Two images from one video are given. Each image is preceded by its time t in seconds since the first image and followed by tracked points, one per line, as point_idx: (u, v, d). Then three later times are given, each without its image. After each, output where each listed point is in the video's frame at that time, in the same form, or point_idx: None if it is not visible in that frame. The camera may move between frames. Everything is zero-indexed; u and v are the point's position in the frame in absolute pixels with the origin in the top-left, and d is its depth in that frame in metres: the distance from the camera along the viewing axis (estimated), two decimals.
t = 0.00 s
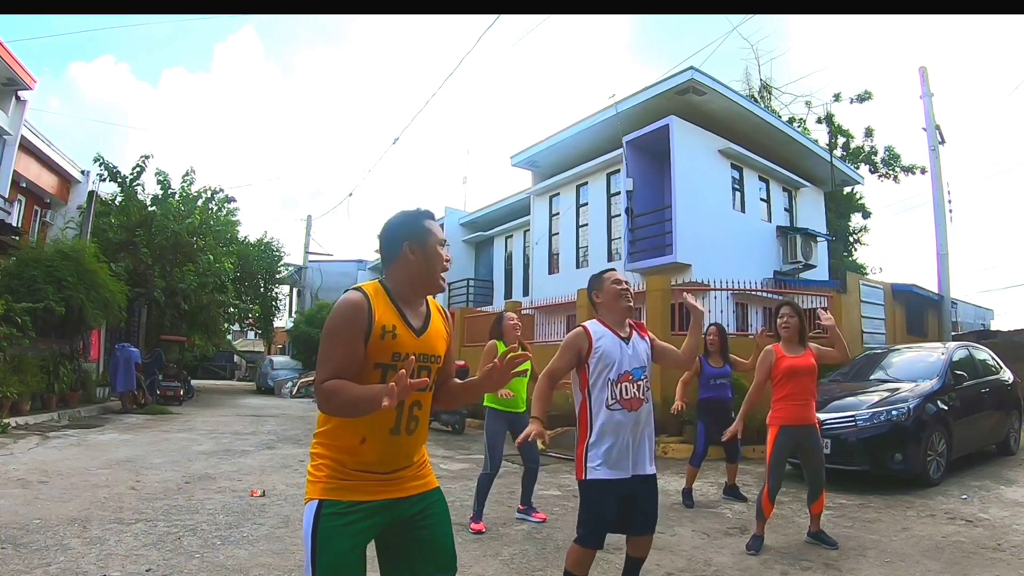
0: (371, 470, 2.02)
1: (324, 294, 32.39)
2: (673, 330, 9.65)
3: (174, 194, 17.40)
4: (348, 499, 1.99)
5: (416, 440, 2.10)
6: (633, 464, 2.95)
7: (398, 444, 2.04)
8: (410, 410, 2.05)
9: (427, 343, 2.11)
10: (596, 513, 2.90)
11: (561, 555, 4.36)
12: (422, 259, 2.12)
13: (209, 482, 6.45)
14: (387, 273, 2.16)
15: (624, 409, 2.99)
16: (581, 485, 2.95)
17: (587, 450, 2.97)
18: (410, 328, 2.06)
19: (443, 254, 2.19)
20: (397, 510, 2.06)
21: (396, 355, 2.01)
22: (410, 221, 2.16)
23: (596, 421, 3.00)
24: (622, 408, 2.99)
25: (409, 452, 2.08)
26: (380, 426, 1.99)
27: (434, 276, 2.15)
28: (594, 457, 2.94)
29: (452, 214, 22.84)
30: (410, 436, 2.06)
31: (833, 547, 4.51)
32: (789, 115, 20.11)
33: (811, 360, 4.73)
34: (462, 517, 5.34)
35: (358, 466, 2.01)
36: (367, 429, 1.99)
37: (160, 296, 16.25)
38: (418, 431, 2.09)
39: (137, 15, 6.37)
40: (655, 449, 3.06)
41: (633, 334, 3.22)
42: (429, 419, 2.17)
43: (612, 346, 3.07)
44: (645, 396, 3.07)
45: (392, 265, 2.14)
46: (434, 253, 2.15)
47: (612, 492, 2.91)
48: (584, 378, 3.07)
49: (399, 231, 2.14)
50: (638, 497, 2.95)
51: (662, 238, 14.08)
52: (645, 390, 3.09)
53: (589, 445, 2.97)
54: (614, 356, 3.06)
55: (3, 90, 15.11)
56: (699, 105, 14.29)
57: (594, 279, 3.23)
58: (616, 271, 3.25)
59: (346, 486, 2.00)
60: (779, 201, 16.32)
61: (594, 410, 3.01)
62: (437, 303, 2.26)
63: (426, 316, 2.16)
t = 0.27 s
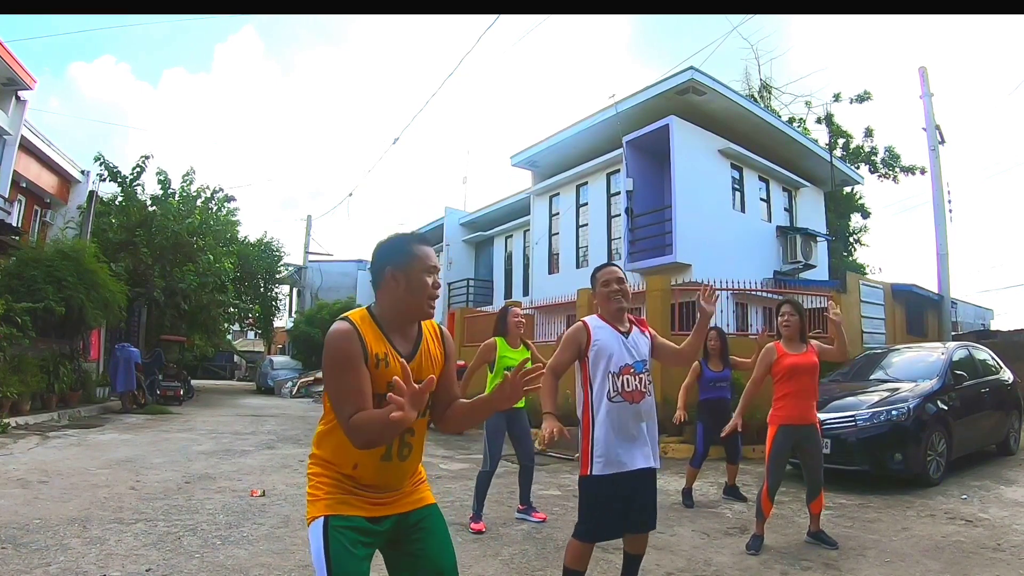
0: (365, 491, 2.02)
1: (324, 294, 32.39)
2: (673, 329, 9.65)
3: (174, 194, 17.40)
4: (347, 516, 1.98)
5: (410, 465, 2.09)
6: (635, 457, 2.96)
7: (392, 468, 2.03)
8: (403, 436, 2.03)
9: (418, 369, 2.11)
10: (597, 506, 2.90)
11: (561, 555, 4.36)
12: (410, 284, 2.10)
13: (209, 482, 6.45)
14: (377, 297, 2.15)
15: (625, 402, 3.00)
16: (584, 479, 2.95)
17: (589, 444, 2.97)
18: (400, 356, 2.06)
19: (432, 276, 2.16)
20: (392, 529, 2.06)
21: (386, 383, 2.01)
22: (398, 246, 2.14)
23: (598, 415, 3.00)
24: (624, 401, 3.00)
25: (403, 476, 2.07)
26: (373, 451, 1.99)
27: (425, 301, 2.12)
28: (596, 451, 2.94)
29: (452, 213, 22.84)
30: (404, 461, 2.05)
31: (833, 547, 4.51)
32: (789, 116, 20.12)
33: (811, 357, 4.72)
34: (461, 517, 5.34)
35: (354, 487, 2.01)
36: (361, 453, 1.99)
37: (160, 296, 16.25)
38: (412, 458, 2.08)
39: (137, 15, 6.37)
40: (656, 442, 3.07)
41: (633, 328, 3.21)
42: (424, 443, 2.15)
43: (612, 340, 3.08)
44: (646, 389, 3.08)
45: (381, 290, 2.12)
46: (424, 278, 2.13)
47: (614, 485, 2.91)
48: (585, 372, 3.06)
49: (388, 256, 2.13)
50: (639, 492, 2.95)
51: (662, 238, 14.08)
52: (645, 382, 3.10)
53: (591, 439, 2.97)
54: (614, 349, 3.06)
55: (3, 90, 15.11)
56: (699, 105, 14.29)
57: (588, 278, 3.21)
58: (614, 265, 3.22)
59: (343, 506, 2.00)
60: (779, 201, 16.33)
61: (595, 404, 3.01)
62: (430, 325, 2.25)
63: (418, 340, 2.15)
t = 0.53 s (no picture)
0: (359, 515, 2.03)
1: (324, 294, 32.40)
2: (673, 329, 9.66)
3: (174, 194, 17.40)
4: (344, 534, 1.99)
5: (404, 486, 2.09)
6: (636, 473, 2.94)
7: (384, 492, 2.04)
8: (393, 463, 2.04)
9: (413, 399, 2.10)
10: (597, 521, 2.90)
11: (561, 555, 4.37)
12: (403, 315, 2.06)
13: (208, 482, 6.45)
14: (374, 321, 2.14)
15: (624, 419, 2.99)
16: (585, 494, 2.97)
17: (590, 459, 2.98)
18: (396, 384, 2.05)
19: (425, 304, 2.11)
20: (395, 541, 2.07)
21: (380, 412, 2.01)
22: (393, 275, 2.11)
23: (598, 431, 3.01)
24: (623, 418, 3.00)
25: (397, 497, 2.08)
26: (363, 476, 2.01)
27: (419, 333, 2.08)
28: (596, 467, 2.95)
29: (452, 214, 22.85)
30: (397, 484, 2.06)
31: (833, 547, 4.52)
32: (789, 116, 20.13)
33: (810, 370, 4.73)
34: (461, 517, 5.35)
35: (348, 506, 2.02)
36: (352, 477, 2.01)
37: (160, 296, 16.25)
38: (405, 481, 2.09)
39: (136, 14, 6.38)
40: (659, 458, 3.04)
41: (634, 345, 3.19)
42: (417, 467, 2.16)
43: (611, 355, 3.08)
44: (645, 406, 3.06)
45: (377, 313, 2.11)
46: (415, 308, 2.08)
47: (612, 498, 2.91)
48: (584, 387, 3.08)
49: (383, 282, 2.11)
50: (641, 507, 2.94)
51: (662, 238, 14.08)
52: (645, 400, 3.08)
53: (591, 455, 2.99)
54: (613, 366, 3.06)
55: (3, 90, 15.12)
56: (698, 105, 14.29)
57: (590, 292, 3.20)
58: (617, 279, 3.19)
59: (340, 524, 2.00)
60: (779, 201, 16.33)
61: (595, 420, 3.03)
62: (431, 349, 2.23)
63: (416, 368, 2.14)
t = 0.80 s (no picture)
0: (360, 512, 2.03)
1: (324, 294, 32.40)
2: (673, 330, 9.65)
3: (174, 194, 17.40)
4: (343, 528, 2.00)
5: (407, 491, 2.08)
6: (628, 466, 2.95)
7: (385, 495, 2.04)
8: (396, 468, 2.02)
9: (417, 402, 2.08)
10: (586, 513, 2.91)
11: (561, 555, 4.37)
12: (400, 319, 2.04)
13: (208, 482, 6.45)
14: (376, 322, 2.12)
15: (620, 411, 2.99)
16: (575, 485, 2.97)
17: (581, 450, 2.99)
18: (398, 388, 2.04)
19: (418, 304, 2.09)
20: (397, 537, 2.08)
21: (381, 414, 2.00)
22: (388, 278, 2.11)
23: (593, 422, 3.01)
24: (619, 410, 2.99)
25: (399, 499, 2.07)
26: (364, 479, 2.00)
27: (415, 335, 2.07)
28: (587, 457, 2.95)
29: (452, 214, 22.85)
30: (399, 490, 2.05)
31: (832, 547, 4.52)
32: (789, 115, 20.12)
33: (812, 367, 4.73)
34: (462, 517, 5.35)
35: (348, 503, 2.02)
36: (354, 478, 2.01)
37: (160, 295, 16.24)
38: (408, 486, 2.07)
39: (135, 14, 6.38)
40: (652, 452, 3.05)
41: (634, 337, 3.19)
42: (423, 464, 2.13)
43: (610, 347, 3.07)
44: (642, 399, 3.06)
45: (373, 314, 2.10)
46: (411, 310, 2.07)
47: (602, 491, 2.91)
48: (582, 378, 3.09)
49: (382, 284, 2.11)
50: (632, 501, 2.94)
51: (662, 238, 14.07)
52: (643, 393, 3.08)
53: (583, 446, 2.99)
54: (611, 358, 3.06)
55: (3, 90, 15.11)
56: (698, 105, 14.29)
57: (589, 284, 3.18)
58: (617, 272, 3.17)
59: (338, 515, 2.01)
60: (779, 201, 16.33)
61: (591, 411, 3.03)
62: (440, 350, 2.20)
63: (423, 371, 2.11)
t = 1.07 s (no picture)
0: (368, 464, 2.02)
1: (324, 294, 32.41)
2: (673, 329, 9.65)
3: (174, 195, 17.39)
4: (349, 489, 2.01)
5: (415, 433, 2.06)
6: (630, 459, 2.96)
7: (393, 435, 2.02)
8: (402, 403, 2.02)
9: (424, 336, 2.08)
10: (592, 509, 2.89)
11: (561, 554, 4.37)
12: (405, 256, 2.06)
13: (208, 482, 6.45)
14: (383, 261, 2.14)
15: (619, 403, 3.01)
16: (579, 482, 2.94)
17: (583, 445, 2.99)
18: (403, 321, 2.06)
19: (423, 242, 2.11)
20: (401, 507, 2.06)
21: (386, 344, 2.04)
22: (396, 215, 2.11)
23: (593, 416, 3.01)
24: (618, 402, 3.01)
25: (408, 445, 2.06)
26: (372, 416, 2.00)
27: (418, 272, 2.08)
28: (590, 452, 2.94)
29: (451, 214, 22.85)
30: (406, 428, 2.03)
31: (832, 547, 4.52)
32: (789, 115, 20.13)
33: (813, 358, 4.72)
34: (462, 517, 5.35)
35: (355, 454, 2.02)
36: (362, 418, 2.01)
37: (160, 295, 16.24)
38: (415, 425, 2.05)
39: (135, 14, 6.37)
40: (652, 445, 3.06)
41: (631, 330, 3.20)
42: (433, 411, 2.11)
43: (608, 341, 3.08)
44: (640, 391, 3.09)
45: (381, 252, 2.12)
46: (415, 249, 2.08)
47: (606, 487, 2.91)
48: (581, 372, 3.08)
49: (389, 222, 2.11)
50: (636, 495, 2.95)
51: (662, 238, 14.08)
52: (641, 384, 3.10)
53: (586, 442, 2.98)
54: (610, 351, 3.07)
55: (3, 90, 15.11)
56: (698, 105, 14.29)
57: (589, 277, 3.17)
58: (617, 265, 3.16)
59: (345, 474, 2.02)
60: (779, 201, 16.32)
61: (591, 405, 3.02)
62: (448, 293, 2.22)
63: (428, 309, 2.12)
